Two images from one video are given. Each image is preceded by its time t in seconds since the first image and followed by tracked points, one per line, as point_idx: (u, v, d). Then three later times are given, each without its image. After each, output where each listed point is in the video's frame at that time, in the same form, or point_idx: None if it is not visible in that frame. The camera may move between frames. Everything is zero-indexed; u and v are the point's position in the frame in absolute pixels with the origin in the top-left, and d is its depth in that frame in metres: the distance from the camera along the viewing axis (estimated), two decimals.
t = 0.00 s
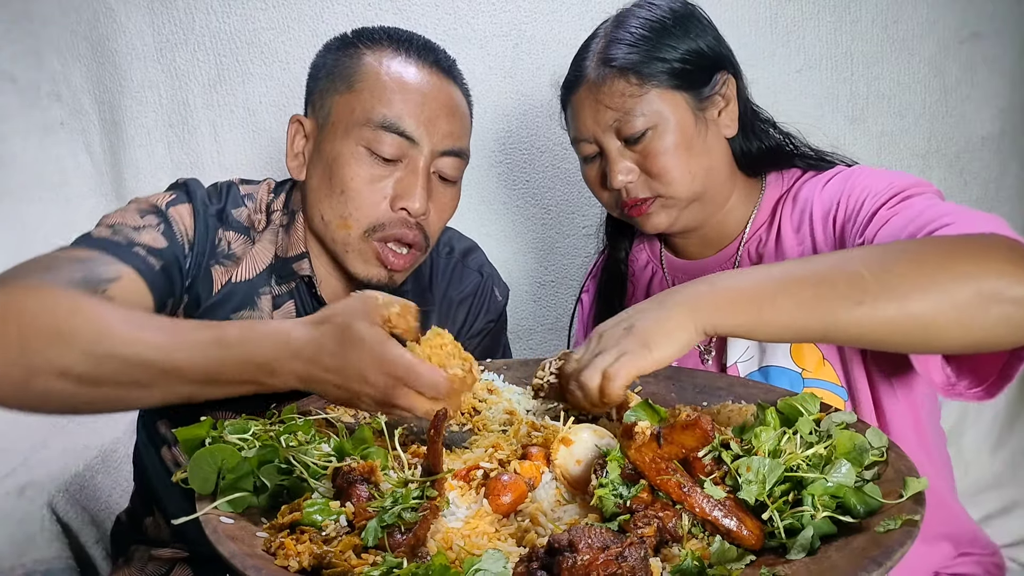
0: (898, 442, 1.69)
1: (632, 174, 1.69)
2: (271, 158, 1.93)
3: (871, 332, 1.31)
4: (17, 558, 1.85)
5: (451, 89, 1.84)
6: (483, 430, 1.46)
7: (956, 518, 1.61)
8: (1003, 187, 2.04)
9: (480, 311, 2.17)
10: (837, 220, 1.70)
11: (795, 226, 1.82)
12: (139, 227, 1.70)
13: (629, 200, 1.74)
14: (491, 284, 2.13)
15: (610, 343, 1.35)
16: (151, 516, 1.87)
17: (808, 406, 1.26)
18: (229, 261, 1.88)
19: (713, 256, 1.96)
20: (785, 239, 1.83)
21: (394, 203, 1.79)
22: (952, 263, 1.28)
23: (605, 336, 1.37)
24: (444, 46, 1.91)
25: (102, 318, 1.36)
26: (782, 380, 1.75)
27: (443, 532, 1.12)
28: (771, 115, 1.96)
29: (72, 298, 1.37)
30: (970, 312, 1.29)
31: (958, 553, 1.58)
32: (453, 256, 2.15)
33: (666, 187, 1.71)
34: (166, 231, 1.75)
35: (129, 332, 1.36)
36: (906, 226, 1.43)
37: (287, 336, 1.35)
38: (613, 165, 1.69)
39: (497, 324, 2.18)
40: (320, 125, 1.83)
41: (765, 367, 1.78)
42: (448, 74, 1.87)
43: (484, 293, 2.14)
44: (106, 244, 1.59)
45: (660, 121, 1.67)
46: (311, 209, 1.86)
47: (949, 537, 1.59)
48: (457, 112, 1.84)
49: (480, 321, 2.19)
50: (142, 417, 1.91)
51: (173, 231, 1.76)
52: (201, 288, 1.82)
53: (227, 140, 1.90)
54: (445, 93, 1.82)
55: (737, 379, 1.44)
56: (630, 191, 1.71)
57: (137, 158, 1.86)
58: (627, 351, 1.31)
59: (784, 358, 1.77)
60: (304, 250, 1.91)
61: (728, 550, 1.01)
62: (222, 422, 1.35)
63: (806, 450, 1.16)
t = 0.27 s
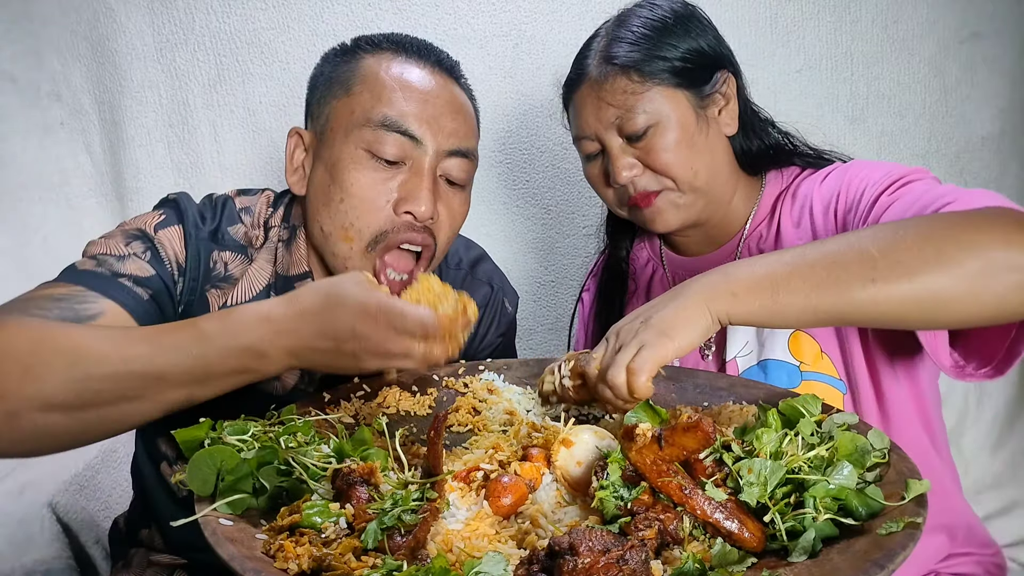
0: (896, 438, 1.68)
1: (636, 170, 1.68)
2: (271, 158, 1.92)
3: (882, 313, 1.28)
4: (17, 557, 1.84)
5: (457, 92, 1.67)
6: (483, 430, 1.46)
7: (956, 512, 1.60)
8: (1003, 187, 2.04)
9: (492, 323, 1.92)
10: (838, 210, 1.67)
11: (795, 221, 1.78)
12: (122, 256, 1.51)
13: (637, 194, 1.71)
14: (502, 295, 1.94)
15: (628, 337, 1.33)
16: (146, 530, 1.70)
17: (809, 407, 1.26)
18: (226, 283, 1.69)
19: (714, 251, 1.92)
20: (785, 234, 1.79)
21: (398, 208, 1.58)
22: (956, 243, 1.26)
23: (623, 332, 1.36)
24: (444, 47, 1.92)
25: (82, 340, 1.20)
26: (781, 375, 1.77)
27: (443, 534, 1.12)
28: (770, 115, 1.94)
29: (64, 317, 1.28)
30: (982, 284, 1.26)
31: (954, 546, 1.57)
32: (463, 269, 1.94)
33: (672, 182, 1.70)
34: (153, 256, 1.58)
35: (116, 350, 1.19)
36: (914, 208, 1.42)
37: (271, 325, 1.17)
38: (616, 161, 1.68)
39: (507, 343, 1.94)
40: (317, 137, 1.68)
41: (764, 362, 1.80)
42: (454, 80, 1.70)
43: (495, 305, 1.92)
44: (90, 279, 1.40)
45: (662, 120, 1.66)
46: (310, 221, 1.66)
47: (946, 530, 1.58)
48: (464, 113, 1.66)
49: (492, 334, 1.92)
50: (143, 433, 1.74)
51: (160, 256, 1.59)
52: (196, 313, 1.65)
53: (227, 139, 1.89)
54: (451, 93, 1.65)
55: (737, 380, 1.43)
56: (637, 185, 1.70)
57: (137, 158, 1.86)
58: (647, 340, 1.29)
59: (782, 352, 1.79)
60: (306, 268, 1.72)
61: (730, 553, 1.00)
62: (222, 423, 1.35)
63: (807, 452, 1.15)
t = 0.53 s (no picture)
0: (894, 436, 1.69)
1: (637, 167, 1.68)
2: (271, 158, 1.92)
3: (887, 315, 1.28)
4: (17, 558, 1.85)
5: (455, 90, 1.66)
6: (483, 430, 1.47)
7: (954, 509, 1.61)
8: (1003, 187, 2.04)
9: (499, 329, 1.95)
10: (838, 208, 1.68)
11: (795, 220, 1.79)
12: (113, 266, 1.49)
13: (635, 192, 1.72)
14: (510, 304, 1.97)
15: (631, 347, 1.33)
16: (146, 533, 1.69)
17: (809, 407, 1.26)
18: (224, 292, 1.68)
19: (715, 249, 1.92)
20: (785, 232, 1.79)
21: (401, 206, 1.58)
22: (955, 240, 1.27)
23: (626, 342, 1.36)
24: (444, 47, 1.92)
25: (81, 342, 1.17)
26: (781, 371, 1.76)
27: (443, 534, 1.12)
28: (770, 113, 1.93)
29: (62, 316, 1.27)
30: (982, 278, 1.27)
31: (952, 543, 1.58)
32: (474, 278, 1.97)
33: (673, 180, 1.69)
34: (144, 265, 1.56)
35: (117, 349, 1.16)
36: (915, 204, 1.43)
37: (271, 316, 1.18)
38: (619, 158, 1.68)
39: (512, 351, 1.99)
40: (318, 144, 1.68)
41: (764, 358, 1.79)
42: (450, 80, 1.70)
43: (503, 314, 1.95)
44: (79, 289, 1.36)
45: (666, 116, 1.66)
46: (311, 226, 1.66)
47: (945, 527, 1.59)
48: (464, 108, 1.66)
49: (498, 345, 1.95)
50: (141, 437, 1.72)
51: (152, 266, 1.57)
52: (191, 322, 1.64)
53: (227, 139, 1.90)
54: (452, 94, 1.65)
55: (737, 380, 1.43)
56: (635, 183, 1.70)
57: (136, 158, 1.86)
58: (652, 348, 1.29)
59: (782, 348, 1.78)
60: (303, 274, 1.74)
61: (730, 553, 1.00)
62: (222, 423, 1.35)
63: (807, 452, 1.15)
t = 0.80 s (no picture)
0: (893, 434, 1.69)
1: (641, 165, 1.68)
2: (271, 158, 1.92)
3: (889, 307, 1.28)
4: (17, 558, 1.84)
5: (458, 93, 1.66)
6: (483, 430, 1.47)
7: (953, 508, 1.61)
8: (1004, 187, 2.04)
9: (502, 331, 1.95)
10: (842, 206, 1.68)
11: (798, 218, 1.79)
12: (110, 258, 1.51)
13: (638, 189, 1.72)
14: (512, 305, 1.97)
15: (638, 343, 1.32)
16: (145, 534, 1.69)
17: (810, 407, 1.25)
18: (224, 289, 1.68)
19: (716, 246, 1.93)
20: (786, 229, 1.80)
21: (399, 207, 1.57)
22: (957, 233, 1.27)
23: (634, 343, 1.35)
24: (444, 47, 1.92)
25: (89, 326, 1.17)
26: (781, 367, 1.76)
27: (443, 535, 1.12)
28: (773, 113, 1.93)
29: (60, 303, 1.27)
30: (983, 272, 1.27)
31: (951, 543, 1.58)
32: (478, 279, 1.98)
33: (675, 179, 1.70)
34: (143, 258, 1.58)
35: (113, 337, 1.16)
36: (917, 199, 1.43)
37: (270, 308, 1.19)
38: (623, 155, 1.68)
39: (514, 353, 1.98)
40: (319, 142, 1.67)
41: (764, 355, 1.79)
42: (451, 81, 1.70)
43: (506, 317, 1.95)
44: (77, 278, 1.38)
45: (669, 113, 1.67)
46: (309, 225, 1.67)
47: (944, 527, 1.59)
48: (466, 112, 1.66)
49: (502, 346, 1.95)
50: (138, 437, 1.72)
51: (150, 258, 1.60)
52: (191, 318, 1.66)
53: (227, 139, 1.89)
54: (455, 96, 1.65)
55: (738, 380, 1.43)
56: (637, 181, 1.70)
57: (136, 157, 1.86)
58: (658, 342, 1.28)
59: (783, 345, 1.78)
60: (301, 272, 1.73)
61: (730, 553, 1.00)
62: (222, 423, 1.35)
63: (807, 452, 1.15)
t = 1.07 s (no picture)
0: (894, 434, 1.69)
1: (644, 164, 1.68)
2: (271, 158, 1.93)
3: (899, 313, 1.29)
4: (17, 558, 1.85)
5: (466, 104, 1.67)
6: (483, 430, 1.47)
7: (954, 508, 1.61)
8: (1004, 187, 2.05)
9: (503, 333, 2.02)
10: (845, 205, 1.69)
11: (800, 217, 1.80)
12: (122, 249, 1.54)
13: (641, 189, 1.72)
14: (514, 305, 2.02)
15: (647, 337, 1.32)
16: (145, 530, 1.69)
17: (809, 406, 1.26)
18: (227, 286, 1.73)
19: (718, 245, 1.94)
20: (789, 232, 1.81)
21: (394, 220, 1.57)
22: (966, 239, 1.27)
23: (643, 337, 1.34)
24: (443, 47, 1.92)
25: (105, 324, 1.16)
26: (784, 367, 1.77)
27: (443, 534, 1.12)
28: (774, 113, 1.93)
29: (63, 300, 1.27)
30: (992, 276, 1.28)
31: (952, 544, 1.58)
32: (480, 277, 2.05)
33: (678, 179, 1.70)
34: (154, 252, 1.62)
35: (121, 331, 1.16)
36: (921, 202, 1.44)
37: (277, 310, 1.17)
38: (625, 154, 1.68)
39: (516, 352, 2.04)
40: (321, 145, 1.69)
41: (767, 355, 1.79)
42: (462, 88, 1.71)
43: (507, 316, 2.02)
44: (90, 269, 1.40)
45: (672, 112, 1.67)
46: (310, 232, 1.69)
47: (945, 527, 1.59)
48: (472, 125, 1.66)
49: (502, 345, 2.02)
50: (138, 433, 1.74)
51: (161, 252, 1.63)
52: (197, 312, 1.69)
53: (227, 139, 1.90)
54: (459, 106, 1.66)
55: (737, 379, 1.44)
56: (641, 180, 1.70)
57: (136, 157, 1.86)
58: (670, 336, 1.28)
59: (785, 344, 1.79)
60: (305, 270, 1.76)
61: (729, 553, 1.01)
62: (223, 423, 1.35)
63: (807, 452, 1.16)
